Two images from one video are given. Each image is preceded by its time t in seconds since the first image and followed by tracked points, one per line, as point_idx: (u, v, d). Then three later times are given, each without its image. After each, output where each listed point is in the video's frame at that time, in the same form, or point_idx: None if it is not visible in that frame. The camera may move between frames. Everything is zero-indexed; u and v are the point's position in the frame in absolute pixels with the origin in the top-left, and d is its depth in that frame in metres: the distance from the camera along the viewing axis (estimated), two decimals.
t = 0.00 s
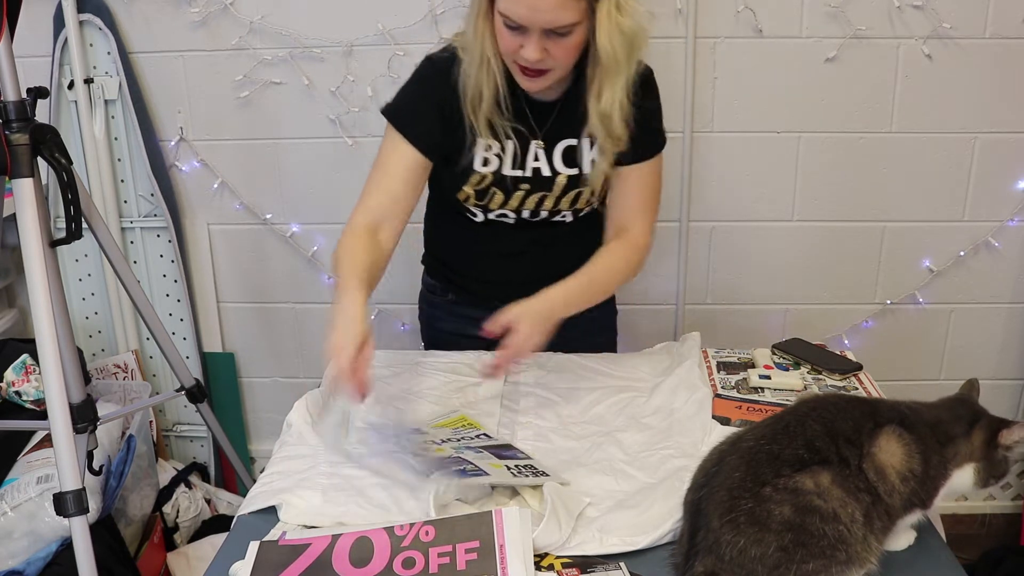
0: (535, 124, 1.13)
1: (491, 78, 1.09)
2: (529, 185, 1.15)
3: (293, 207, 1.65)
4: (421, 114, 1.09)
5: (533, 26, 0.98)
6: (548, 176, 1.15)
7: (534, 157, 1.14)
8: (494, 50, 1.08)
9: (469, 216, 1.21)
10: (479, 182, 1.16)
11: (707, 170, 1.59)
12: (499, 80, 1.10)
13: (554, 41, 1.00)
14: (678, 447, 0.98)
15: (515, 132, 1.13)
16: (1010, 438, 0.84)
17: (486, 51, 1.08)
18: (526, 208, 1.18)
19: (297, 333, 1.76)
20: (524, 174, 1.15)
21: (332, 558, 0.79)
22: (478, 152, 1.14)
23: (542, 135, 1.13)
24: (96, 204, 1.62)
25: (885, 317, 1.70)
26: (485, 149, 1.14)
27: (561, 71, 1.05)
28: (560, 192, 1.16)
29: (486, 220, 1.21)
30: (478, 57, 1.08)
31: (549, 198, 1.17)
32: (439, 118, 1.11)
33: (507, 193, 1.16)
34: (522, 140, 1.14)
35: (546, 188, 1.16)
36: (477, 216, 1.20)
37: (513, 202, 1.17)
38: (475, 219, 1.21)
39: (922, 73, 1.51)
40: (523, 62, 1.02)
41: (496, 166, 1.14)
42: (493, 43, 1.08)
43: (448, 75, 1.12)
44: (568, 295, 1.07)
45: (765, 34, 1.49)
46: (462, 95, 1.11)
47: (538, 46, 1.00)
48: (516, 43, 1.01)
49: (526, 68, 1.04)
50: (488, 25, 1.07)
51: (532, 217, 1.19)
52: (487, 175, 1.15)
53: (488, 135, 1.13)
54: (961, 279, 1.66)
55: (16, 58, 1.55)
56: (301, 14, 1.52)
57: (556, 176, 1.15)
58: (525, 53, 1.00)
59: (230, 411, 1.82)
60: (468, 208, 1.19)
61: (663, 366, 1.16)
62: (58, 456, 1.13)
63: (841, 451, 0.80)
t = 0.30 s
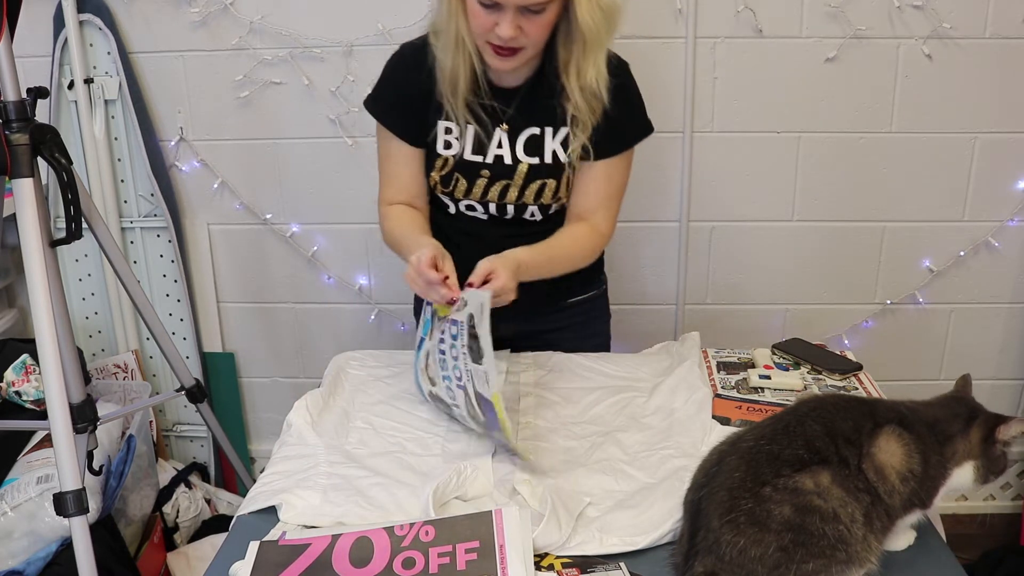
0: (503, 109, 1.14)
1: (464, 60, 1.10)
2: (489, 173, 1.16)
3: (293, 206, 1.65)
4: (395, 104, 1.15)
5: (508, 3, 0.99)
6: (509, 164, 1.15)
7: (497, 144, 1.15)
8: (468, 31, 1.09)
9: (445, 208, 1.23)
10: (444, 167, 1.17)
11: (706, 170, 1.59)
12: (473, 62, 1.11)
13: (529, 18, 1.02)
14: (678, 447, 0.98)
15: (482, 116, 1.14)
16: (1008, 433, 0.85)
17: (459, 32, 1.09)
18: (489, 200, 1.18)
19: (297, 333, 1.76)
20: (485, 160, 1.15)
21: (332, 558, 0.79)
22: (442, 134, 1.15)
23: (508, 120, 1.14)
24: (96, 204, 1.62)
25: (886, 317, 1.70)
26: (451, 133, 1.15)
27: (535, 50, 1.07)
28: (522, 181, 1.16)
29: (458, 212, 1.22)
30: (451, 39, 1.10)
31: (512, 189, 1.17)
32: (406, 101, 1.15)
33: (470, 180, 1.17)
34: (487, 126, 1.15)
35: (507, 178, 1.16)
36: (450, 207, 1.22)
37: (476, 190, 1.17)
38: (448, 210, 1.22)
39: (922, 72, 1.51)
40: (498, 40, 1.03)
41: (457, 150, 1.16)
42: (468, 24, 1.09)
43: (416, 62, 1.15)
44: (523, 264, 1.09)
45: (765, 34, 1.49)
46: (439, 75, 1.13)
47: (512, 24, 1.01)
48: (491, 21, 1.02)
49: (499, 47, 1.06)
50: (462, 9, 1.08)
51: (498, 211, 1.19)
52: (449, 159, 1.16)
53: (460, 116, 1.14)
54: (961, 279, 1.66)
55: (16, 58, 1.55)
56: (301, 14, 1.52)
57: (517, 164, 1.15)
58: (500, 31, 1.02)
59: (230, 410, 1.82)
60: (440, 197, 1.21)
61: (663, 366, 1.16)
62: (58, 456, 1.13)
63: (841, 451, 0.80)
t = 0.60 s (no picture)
0: (490, 98, 1.15)
1: (448, 49, 1.10)
2: (483, 162, 1.16)
3: (293, 206, 1.65)
4: (383, 100, 1.15)
5: None
6: (502, 152, 1.15)
7: (488, 132, 1.15)
8: (452, 22, 1.09)
9: (439, 206, 1.23)
10: (437, 160, 1.17)
11: (706, 170, 1.59)
12: (455, 51, 1.11)
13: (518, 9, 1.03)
14: (678, 447, 0.98)
15: (468, 105, 1.15)
16: (1005, 429, 0.85)
17: (443, 23, 1.09)
18: (484, 190, 1.18)
19: (296, 332, 1.76)
20: (478, 150, 1.15)
21: (332, 558, 0.79)
22: (432, 126, 1.15)
23: (497, 109, 1.15)
24: (96, 204, 1.62)
25: (885, 317, 1.70)
26: (440, 124, 1.15)
27: (522, 41, 1.07)
28: (517, 168, 1.16)
29: (453, 209, 1.22)
30: (436, 30, 1.09)
31: (507, 176, 1.17)
32: (394, 97, 1.15)
33: (464, 171, 1.17)
34: (477, 115, 1.15)
35: (501, 166, 1.16)
36: (444, 204, 1.22)
37: (471, 182, 1.17)
38: (443, 207, 1.22)
39: (922, 72, 1.51)
40: (488, 30, 1.04)
41: (449, 142, 1.16)
42: (451, 13, 1.09)
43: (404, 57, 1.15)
44: (545, 258, 1.09)
45: (765, 33, 1.49)
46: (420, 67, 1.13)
47: (504, 15, 1.02)
48: (482, 14, 1.03)
49: (489, 38, 1.06)
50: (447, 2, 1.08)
51: (494, 203, 1.19)
52: (441, 151, 1.16)
53: (441, 106, 1.14)
54: (961, 279, 1.66)
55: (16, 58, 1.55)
56: (301, 14, 1.52)
57: (510, 151, 1.15)
58: (491, 22, 1.02)
59: (230, 410, 1.82)
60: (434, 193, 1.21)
61: (663, 366, 1.16)
62: (58, 456, 1.13)
63: (841, 451, 0.80)
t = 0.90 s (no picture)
0: (491, 97, 1.15)
1: (453, 51, 1.10)
2: (484, 159, 1.16)
3: (293, 206, 1.65)
4: (383, 100, 1.14)
5: None
6: (504, 149, 1.15)
7: (490, 130, 1.15)
8: (455, 23, 1.08)
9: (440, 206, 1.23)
10: (438, 158, 1.17)
11: (707, 170, 1.59)
12: (459, 51, 1.11)
13: (523, 10, 1.03)
14: (678, 447, 0.98)
15: (470, 104, 1.15)
16: (1004, 429, 0.85)
17: (446, 24, 1.08)
18: (486, 188, 1.18)
19: (296, 332, 1.76)
20: (480, 148, 1.15)
21: (331, 558, 0.79)
22: (434, 125, 1.15)
23: (499, 107, 1.15)
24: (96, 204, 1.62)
25: (885, 317, 1.70)
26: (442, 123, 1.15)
27: (525, 40, 1.08)
28: (518, 164, 1.16)
29: (454, 208, 1.22)
30: (438, 31, 1.08)
31: (508, 173, 1.17)
32: (395, 96, 1.14)
33: (465, 169, 1.17)
34: (478, 113, 1.15)
35: (503, 163, 1.16)
36: (445, 203, 1.22)
37: (472, 179, 1.17)
38: (445, 206, 1.22)
39: (922, 72, 1.51)
40: (494, 32, 1.04)
41: (451, 140, 1.16)
42: (454, 14, 1.08)
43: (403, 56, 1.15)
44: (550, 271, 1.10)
45: (765, 33, 1.49)
46: (423, 68, 1.12)
47: (508, 16, 1.02)
48: (486, 15, 1.02)
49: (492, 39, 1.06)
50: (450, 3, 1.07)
51: (496, 201, 1.19)
52: (443, 149, 1.16)
53: (445, 105, 1.14)
54: (961, 280, 1.66)
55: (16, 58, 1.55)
56: (301, 14, 1.52)
57: (512, 148, 1.15)
58: (497, 24, 1.02)
59: (230, 410, 1.82)
60: (435, 193, 1.21)
61: (662, 367, 1.16)
62: (58, 456, 1.13)
63: (841, 451, 0.80)
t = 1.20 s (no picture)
0: (497, 101, 1.15)
1: (457, 61, 1.09)
2: (492, 162, 1.16)
3: (293, 206, 1.65)
4: (384, 106, 1.12)
5: (508, 7, 0.99)
6: (511, 151, 1.16)
7: (496, 133, 1.15)
8: (458, 32, 1.08)
9: (445, 208, 1.22)
10: (445, 163, 1.16)
11: (707, 170, 1.59)
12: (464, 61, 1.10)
13: (526, 18, 1.02)
14: (678, 447, 0.98)
15: (475, 108, 1.15)
16: (1003, 427, 0.85)
17: (448, 34, 1.07)
18: (494, 190, 1.18)
19: (297, 332, 1.75)
20: (487, 151, 1.15)
21: (331, 558, 0.79)
22: (439, 130, 1.15)
23: (505, 109, 1.15)
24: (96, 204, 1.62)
25: (886, 317, 1.70)
26: (448, 128, 1.15)
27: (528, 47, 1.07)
28: (525, 165, 1.17)
29: (459, 210, 1.21)
30: (441, 42, 1.08)
31: (516, 174, 1.17)
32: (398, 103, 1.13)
33: (473, 172, 1.17)
34: (483, 117, 1.15)
35: (510, 164, 1.16)
36: (451, 206, 1.21)
37: (480, 182, 1.17)
38: (449, 209, 1.21)
39: (922, 72, 1.51)
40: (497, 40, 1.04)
41: (458, 145, 1.15)
42: (455, 23, 1.08)
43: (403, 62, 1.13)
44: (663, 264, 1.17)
45: (765, 33, 1.49)
46: (425, 77, 1.11)
47: (512, 26, 1.01)
48: (489, 25, 1.02)
49: (496, 47, 1.06)
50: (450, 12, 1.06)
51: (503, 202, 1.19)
52: (450, 153, 1.16)
53: (451, 112, 1.13)
54: (961, 279, 1.66)
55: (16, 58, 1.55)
56: (301, 14, 1.52)
57: (519, 150, 1.16)
58: (501, 33, 1.02)
59: (230, 411, 1.82)
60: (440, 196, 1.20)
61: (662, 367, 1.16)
62: (58, 456, 1.13)
63: (841, 451, 0.80)
